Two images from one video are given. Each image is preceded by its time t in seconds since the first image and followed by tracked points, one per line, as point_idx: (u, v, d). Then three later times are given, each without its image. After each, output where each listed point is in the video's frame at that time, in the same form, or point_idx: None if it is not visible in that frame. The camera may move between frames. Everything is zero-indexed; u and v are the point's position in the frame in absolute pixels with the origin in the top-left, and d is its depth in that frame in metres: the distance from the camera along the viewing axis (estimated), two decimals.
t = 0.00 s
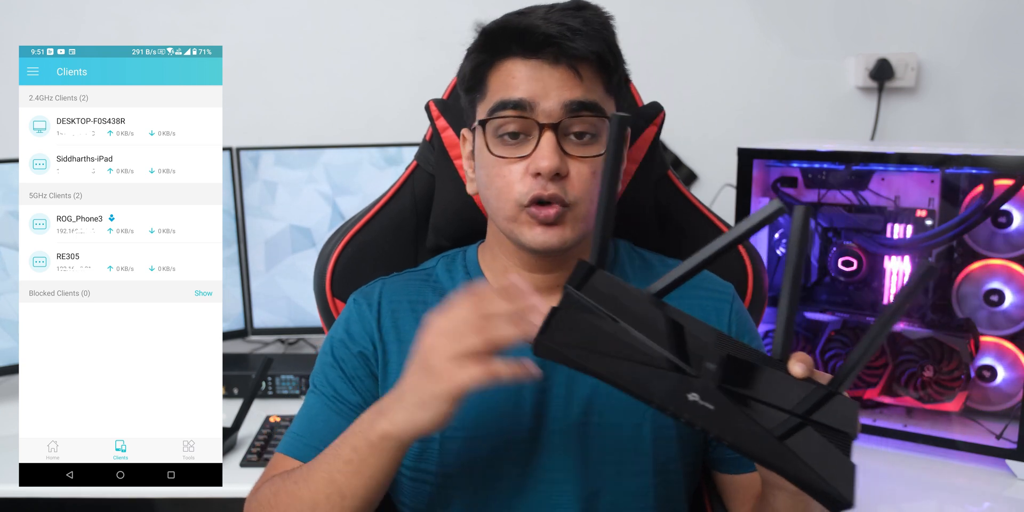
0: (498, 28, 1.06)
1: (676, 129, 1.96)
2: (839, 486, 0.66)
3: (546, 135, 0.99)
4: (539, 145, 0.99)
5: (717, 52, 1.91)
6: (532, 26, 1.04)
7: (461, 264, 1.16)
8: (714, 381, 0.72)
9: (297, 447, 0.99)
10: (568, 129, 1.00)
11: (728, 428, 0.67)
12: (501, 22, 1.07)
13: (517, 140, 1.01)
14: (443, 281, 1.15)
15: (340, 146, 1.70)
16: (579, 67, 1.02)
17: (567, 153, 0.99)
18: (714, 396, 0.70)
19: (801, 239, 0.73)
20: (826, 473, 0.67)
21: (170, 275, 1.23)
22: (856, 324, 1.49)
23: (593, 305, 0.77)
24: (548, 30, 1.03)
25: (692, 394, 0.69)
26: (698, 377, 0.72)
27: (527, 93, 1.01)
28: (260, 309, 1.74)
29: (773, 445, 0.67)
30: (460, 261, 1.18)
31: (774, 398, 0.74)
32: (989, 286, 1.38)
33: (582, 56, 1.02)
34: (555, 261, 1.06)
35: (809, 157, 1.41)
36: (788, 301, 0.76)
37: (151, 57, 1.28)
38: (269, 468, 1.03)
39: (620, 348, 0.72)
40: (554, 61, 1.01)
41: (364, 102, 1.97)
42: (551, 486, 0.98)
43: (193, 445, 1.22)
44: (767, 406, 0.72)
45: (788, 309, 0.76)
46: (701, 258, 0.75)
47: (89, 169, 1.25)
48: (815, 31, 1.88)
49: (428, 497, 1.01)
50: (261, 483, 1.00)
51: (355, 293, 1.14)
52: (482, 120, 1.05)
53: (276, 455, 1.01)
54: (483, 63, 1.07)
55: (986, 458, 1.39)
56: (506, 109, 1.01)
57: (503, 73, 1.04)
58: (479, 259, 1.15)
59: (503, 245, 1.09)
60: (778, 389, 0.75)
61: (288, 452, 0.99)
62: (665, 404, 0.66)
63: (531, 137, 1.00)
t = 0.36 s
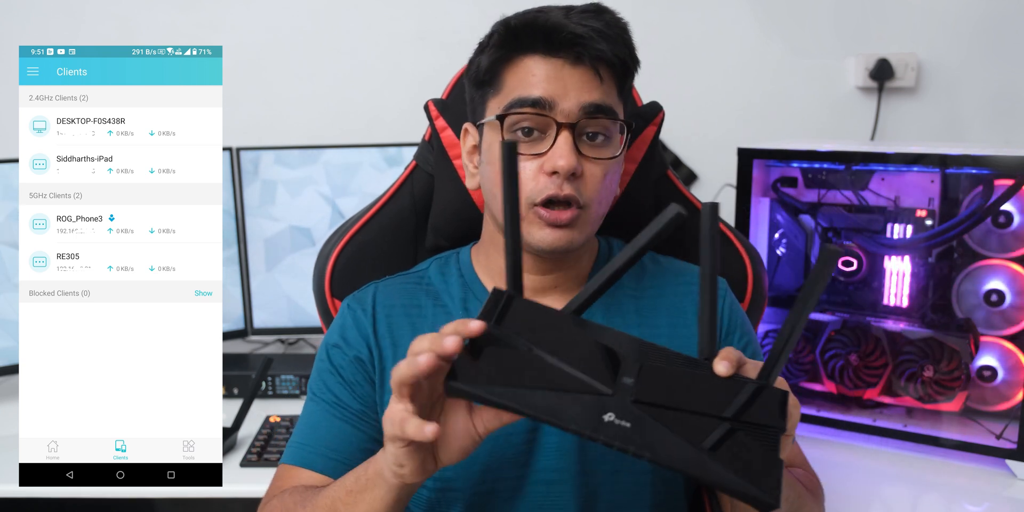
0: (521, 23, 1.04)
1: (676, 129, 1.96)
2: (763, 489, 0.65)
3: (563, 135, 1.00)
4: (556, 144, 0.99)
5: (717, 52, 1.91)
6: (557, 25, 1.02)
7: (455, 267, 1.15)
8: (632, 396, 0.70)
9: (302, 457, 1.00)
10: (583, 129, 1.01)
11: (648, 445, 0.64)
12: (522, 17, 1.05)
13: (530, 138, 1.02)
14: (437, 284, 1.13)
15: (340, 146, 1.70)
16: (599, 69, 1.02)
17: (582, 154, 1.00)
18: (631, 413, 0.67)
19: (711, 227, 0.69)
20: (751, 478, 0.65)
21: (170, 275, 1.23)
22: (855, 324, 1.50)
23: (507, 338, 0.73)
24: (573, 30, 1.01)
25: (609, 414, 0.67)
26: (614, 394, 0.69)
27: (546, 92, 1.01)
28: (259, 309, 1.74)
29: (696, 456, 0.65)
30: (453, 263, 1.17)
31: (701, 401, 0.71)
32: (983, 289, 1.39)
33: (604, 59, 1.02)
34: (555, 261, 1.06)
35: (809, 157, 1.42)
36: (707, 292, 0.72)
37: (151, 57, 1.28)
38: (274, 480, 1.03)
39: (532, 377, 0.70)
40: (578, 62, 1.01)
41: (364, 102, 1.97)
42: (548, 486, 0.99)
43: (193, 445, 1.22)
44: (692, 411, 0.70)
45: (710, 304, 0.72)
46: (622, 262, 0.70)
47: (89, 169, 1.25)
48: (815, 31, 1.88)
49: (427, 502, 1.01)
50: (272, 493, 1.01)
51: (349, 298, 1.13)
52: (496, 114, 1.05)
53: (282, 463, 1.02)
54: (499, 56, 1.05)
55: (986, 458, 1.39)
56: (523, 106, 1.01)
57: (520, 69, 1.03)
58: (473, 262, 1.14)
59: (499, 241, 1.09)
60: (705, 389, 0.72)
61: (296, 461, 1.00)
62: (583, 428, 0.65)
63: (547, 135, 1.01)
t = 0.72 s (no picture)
0: (532, 29, 1.04)
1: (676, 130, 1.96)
2: None
3: (569, 142, 1.00)
4: (561, 151, 0.99)
5: (718, 53, 1.91)
6: (568, 34, 1.02)
7: (449, 269, 1.14)
8: (574, 446, 0.71)
9: (290, 464, 1.03)
10: (589, 137, 1.02)
11: (591, 498, 0.66)
12: (533, 22, 1.05)
13: (535, 143, 1.02)
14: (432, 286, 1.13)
15: (339, 146, 1.70)
16: (608, 78, 1.02)
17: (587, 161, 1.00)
18: (574, 464, 0.69)
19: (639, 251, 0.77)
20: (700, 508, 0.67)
21: (170, 275, 1.23)
22: (855, 324, 1.50)
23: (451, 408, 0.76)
24: (584, 39, 1.01)
25: (551, 471, 0.68)
26: (556, 445, 0.71)
27: (555, 98, 1.01)
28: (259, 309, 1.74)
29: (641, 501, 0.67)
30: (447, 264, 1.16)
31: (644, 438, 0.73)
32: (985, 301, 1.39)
33: (613, 69, 1.02)
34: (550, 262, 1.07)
35: (808, 157, 1.42)
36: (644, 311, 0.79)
37: (151, 57, 1.28)
38: (268, 479, 1.07)
39: (477, 443, 0.72)
40: (588, 70, 1.01)
41: (364, 102, 1.97)
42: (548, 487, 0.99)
43: (193, 445, 1.22)
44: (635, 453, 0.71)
45: (648, 318, 0.78)
46: (551, 299, 0.80)
47: (89, 169, 1.25)
48: (815, 30, 1.88)
49: (428, 504, 1.02)
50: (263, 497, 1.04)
51: (344, 301, 1.13)
52: (501, 117, 1.05)
53: (273, 467, 1.06)
54: (508, 60, 1.05)
55: (987, 458, 1.39)
56: (530, 112, 1.01)
57: (528, 74, 1.03)
58: (467, 263, 1.14)
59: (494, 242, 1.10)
60: (649, 425, 0.74)
61: (283, 467, 1.03)
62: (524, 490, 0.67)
63: (553, 142, 1.02)
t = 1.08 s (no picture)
0: (508, 31, 1.04)
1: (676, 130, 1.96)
2: None
3: (548, 143, 1.00)
4: (542, 153, 1.00)
5: (718, 53, 1.91)
6: (544, 34, 1.02)
7: (441, 275, 1.14)
8: (546, 463, 0.69)
9: (285, 474, 1.04)
10: (569, 137, 1.02)
11: None
12: (510, 23, 1.05)
13: (516, 144, 1.03)
14: (424, 292, 1.13)
15: (337, 146, 1.70)
16: (587, 77, 1.02)
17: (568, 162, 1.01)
18: (547, 483, 0.67)
19: (599, 273, 0.77)
20: None
21: (170, 275, 1.23)
22: (855, 324, 1.50)
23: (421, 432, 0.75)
24: (561, 40, 1.01)
25: (524, 491, 0.67)
26: (527, 464, 0.69)
27: (534, 100, 1.01)
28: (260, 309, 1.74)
29: None
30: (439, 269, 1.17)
31: (614, 452, 0.72)
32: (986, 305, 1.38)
33: (592, 68, 1.02)
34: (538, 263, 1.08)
35: (808, 157, 1.42)
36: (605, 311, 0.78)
37: (151, 57, 1.28)
38: (266, 487, 1.08)
39: (448, 470, 0.71)
40: (566, 71, 1.01)
41: (364, 102, 1.97)
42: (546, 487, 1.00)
43: (193, 445, 1.22)
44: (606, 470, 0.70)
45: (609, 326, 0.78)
46: (512, 319, 0.77)
47: (89, 169, 1.25)
48: (815, 30, 1.88)
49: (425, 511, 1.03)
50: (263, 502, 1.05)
51: (336, 309, 1.13)
52: (481, 119, 1.05)
53: (271, 477, 1.07)
54: (486, 62, 1.05)
55: (987, 458, 1.39)
56: (509, 114, 1.02)
57: (505, 76, 1.03)
58: (457, 267, 1.14)
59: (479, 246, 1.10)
60: (618, 439, 0.73)
61: (279, 479, 1.05)
62: None
63: (532, 142, 1.02)
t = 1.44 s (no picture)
0: (495, 38, 1.04)
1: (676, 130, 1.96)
2: None
3: (539, 151, 1.00)
4: (532, 161, 1.00)
5: (718, 53, 1.91)
6: (531, 41, 1.01)
7: (438, 275, 1.15)
8: (545, 466, 0.69)
9: (283, 476, 1.04)
10: (559, 143, 1.02)
11: None
12: (497, 30, 1.05)
13: (506, 151, 1.03)
14: (422, 292, 1.13)
15: (337, 146, 1.70)
16: (576, 84, 1.02)
17: (558, 169, 1.01)
18: (548, 485, 0.68)
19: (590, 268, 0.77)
20: None
21: (170, 275, 1.23)
22: (855, 324, 1.50)
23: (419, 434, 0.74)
24: (549, 47, 1.01)
25: (526, 494, 0.67)
26: (527, 467, 0.69)
27: (523, 108, 1.01)
28: (259, 309, 1.74)
29: None
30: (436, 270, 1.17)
31: (610, 450, 0.72)
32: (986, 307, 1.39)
33: (580, 74, 1.02)
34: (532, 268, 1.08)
35: (808, 157, 1.42)
36: (601, 309, 0.78)
37: (151, 57, 1.28)
38: (264, 489, 1.08)
39: (449, 473, 0.70)
40: (553, 77, 1.01)
41: (364, 102, 1.97)
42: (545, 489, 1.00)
43: (193, 445, 1.21)
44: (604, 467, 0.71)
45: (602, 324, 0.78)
46: (505, 320, 0.77)
47: (89, 169, 1.25)
48: (815, 30, 1.88)
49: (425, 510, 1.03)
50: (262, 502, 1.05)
51: (334, 310, 1.13)
52: (471, 127, 1.06)
53: (269, 478, 1.07)
54: (474, 69, 1.05)
55: (987, 458, 1.39)
56: (498, 122, 1.02)
57: (494, 83, 1.03)
58: (454, 268, 1.14)
59: (473, 248, 1.10)
60: (612, 437, 0.74)
61: (278, 480, 1.05)
62: None
63: (522, 150, 1.02)
